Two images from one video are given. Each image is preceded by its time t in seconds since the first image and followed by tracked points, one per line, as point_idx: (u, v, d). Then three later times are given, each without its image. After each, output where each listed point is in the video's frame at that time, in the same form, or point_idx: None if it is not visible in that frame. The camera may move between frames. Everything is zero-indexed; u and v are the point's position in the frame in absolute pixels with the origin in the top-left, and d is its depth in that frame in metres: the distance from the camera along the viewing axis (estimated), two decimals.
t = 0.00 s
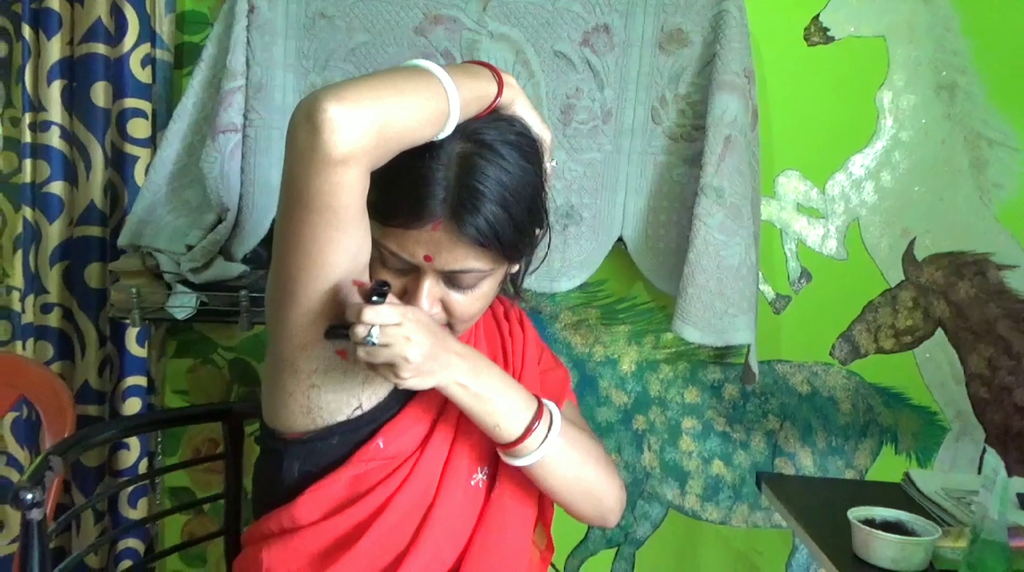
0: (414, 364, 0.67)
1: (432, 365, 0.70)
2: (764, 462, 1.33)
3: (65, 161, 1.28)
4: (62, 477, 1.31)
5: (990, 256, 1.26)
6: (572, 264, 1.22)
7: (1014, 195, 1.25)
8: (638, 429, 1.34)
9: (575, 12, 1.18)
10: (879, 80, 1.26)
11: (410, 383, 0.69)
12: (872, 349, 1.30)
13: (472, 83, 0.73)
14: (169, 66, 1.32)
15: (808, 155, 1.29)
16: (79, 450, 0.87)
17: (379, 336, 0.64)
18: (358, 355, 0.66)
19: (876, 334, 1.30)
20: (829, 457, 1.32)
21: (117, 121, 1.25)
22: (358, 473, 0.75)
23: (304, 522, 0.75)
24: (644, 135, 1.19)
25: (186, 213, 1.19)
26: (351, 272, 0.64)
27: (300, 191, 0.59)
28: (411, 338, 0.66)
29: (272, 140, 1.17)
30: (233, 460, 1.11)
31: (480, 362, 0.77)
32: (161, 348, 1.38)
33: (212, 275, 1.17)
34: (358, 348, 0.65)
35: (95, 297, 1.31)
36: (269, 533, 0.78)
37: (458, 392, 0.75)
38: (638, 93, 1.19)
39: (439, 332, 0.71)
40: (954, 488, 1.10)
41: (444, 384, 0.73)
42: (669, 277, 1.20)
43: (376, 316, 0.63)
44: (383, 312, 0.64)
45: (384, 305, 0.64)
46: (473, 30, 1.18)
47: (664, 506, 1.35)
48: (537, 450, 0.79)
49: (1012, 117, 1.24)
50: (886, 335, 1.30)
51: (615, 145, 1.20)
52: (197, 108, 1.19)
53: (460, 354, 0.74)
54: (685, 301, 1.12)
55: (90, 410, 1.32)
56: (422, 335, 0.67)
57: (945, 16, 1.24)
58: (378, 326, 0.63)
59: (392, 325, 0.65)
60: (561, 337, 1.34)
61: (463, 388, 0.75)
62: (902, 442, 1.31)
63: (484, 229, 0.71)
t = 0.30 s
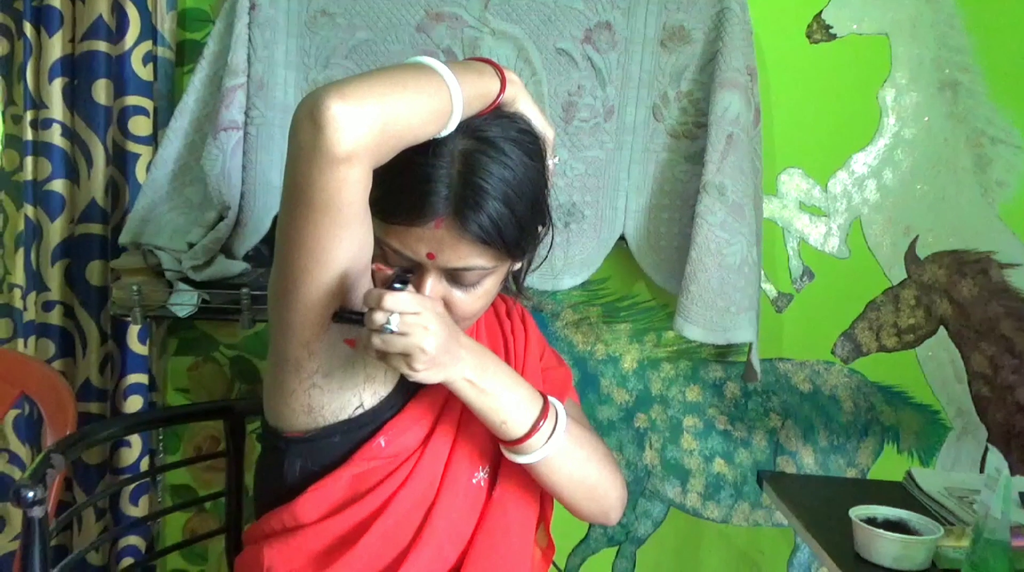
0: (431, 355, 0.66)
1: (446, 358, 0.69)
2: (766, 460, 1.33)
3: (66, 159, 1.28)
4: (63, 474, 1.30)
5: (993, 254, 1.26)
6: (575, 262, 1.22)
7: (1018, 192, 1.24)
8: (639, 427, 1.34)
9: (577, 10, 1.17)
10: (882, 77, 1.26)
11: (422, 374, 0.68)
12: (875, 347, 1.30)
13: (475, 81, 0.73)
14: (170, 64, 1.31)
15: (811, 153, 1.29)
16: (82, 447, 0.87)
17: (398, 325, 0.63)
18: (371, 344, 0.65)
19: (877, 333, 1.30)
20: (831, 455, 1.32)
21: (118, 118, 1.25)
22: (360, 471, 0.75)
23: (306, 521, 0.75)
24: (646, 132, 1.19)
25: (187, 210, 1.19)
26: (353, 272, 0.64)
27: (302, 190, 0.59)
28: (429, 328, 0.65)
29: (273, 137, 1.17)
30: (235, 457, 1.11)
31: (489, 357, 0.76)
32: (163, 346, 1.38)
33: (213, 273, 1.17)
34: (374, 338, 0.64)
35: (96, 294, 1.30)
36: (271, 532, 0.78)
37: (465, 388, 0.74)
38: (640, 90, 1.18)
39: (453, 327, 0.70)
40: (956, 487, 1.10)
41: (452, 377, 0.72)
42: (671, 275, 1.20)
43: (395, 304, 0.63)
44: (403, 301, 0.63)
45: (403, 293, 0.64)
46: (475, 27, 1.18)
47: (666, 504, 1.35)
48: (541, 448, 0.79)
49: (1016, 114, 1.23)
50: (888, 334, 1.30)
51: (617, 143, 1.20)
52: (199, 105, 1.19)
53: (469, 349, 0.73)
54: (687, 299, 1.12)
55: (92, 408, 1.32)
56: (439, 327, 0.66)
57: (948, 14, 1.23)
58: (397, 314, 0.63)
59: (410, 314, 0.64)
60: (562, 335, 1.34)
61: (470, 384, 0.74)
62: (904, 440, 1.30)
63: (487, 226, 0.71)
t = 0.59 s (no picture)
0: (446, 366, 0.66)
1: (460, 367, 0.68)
2: (766, 459, 1.33)
3: (66, 157, 1.28)
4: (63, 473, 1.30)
5: (994, 253, 1.25)
6: (575, 260, 1.21)
7: (1019, 191, 1.24)
8: (640, 426, 1.34)
9: (578, 8, 1.17)
10: (883, 75, 1.26)
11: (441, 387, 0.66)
12: (875, 346, 1.30)
13: (476, 78, 0.73)
14: (171, 62, 1.31)
15: (812, 151, 1.29)
16: (82, 446, 0.87)
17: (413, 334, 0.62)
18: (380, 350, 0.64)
19: (878, 332, 1.30)
20: (832, 454, 1.32)
21: (118, 116, 1.25)
22: (361, 470, 0.75)
23: (306, 520, 0.75)
24: (647, 130, 1.19)
25: (188, 208, 1.19)
26: (354, 272, 0.64)
27: (302, 188, 0.59)
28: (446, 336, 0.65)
29: (274, 136, 1.17)
30: (235, 455, 1.11)
31: (491, 368, 0.76)
32: (162, 344, 1.37)
33: (213, 271, 1.16)
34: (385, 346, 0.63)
35: (96, 292, 1.30)
36: (271, 530, 0.78)
37: (469, 398, 0.74)
38: (641, 89, 1.18)
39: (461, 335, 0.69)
40: (957, 486, 1.10)
41: (459, 390, 0.72)
42: (671, 273, 1.20)
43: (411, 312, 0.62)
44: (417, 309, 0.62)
45: (417, 301, 0.63)
46: (476, 25, 1.18)
47: (666, 503, 1.35)
48: (545, 455, 0.79)
49: (1018, 113, 1.23)
50: (889, 333, 1.29)
51: (618, 141, 1.20)
52: (199, 103, 1.18)
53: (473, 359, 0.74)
54: (689, 297, 1.12)
55: (92, 406, 1.32)
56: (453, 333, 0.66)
57: (950, 12, 1.23)
58: (412, 320, 0.62)
59: (426, 322, 0.63)
60: (563, 334, 1.34)
61: (475, 395, 0.74)
62: (905, 439, 1.30)
63: (489, 224, 0.71)
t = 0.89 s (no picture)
0: (427, 419, 0.70)
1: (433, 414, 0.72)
2: (768, 459, 1.33)
3: (67, 156, 1.28)
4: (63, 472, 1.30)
5: (997, 252, 1.25)
6: (576, 258, 1.21)
7: (1021, 190, 1.23)
8: (641, 425, 1.33)
9: (579, 6, 1.17)
10: (885, 74, 1.25)
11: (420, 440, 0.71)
12: (877, 345, 1.30)
13: (477, 77, 0.72)
14: (171, 60, 1.31)
15: (813, 151, 1.28)
16: (82, 446, 0.87)
17: (382, 396, 0.67)
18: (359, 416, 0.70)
19: (880, 331, 1.30)
20: (833, 453, 1.32)
21: (119, 115, 1.25)
22: (362, 471, 0.75)
23: (307, 521, 0.75)
24: (649, 129, 1.18)
25: (188, 207, 1.19)
26: (353, 274, 0.64)
27: (302, 188, 0.59)
28: (414, 390, 0.69)
29: (274, 135, 1.16)
30: (236, 456, 1.11)
31: (474, 402, 0.77)
32: (163, 343, 1.37)
33: (213, 270, 1.16)
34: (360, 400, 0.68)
35: (96, 292, 1.30)
36: (272, 532, 0.78)
37: (455, 440, 0.74)
38: (643, 87, 1.18)
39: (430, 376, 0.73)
40: (959, 486, 1.10)
41: (443, 436, 0.73)
42: (673, 272, 1.19)
43: (376, 377, 0.67)
44: (381, 370, 0.67)
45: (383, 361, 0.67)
46: (477, 23, 1.17)
47: (668, 502, 1.34)
48: (538, 481, 0.79)
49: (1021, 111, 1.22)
50: (890, 332, 1.29)
51: (619, 140, 1.19)
52: (199, 102, 1.18)
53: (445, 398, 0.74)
54: (690, 297, 1.11)
55: (92, 406, 1.32)
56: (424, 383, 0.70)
57: (952, 11, 1.22)
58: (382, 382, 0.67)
59: (392, 383, 0.67)
60: (564, 333, 1.33)
61: (460, 434, 0.74)
62: (906, 439, 1.30)
63: (490, 224, 0.71)
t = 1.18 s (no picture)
0: (401, 445, 0.69)
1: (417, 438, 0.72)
2: (769, 460, 1.32)
3: (65, 157, 1.27)
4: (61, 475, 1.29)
5: (998, 252, 1.24)
6: (576, 259, 1.21)
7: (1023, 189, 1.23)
8: (642, 427, 1.33)
9: (579, 6, 1.16)
10: (886, 73, 1.25)
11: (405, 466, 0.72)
12: (878, 346, 1.29)
13: (479, 78, 0.71)
14: (169, 61, 1.30)
15: (814, 151, 1.28)
16: (79, 450, 0.86)
17: (351, 426, 0.68)
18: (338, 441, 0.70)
19: (881, 331, 1.29)
20: (835, 455, 1.31)
21: (117, 116, 1.24)
22: (362, 477, 0.74)
23: (306, 526, 0.74)
24: (649, 129, 1.18)
25: (186, 208, 1.18)
26: (354, 276, 0.64)
27: (302, 190, 0.58)
28: (386, 418, 0.69)
29: (273, 135, 1.16)
30: (234, 458, 1.10)
31: (459, 415, 0.76)
32: (161, 345, 1.36)
33: (212, 271, 1.16)
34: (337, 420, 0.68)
35: (93, 293, 1.29)
36: (271, 536, 0.77)
37: (443, 455, 0.74)
38: (643, 87, 1.17)
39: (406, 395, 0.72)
40: (962, 487, 1.09)
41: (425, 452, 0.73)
42: (674, 273, 1.19)
43: (339, 410, 0.67)
44: (347, 402, 0.67)
45: (349, 395, 0.67)
46: (476, 23, 1.17)
47: (669, 504, 1.34)
48: (528, 489, 0.79)
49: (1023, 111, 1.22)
50: (892, 333, 1.29)
51: (620, 140, 1.19)
52: (197, 102, 1.17)
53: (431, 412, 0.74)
54: (690, 298, 1.11)
55: (90, 408, 1.31)
56: (396, 408, 0.70)
57: (953, 10, 1.22)
58: (348, 415, 0.67)
59: (359, 412, 0.68)
60: (564, 334, 1.33)
61: (445, 449, 0.73)
62: (908, 440, 1.29)
63: (492, 226, 0.70)
